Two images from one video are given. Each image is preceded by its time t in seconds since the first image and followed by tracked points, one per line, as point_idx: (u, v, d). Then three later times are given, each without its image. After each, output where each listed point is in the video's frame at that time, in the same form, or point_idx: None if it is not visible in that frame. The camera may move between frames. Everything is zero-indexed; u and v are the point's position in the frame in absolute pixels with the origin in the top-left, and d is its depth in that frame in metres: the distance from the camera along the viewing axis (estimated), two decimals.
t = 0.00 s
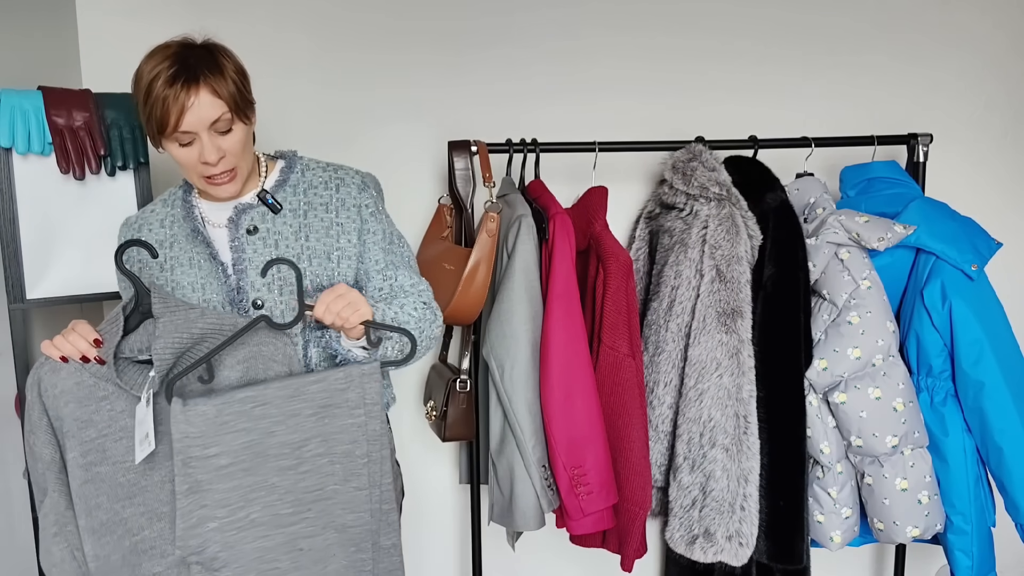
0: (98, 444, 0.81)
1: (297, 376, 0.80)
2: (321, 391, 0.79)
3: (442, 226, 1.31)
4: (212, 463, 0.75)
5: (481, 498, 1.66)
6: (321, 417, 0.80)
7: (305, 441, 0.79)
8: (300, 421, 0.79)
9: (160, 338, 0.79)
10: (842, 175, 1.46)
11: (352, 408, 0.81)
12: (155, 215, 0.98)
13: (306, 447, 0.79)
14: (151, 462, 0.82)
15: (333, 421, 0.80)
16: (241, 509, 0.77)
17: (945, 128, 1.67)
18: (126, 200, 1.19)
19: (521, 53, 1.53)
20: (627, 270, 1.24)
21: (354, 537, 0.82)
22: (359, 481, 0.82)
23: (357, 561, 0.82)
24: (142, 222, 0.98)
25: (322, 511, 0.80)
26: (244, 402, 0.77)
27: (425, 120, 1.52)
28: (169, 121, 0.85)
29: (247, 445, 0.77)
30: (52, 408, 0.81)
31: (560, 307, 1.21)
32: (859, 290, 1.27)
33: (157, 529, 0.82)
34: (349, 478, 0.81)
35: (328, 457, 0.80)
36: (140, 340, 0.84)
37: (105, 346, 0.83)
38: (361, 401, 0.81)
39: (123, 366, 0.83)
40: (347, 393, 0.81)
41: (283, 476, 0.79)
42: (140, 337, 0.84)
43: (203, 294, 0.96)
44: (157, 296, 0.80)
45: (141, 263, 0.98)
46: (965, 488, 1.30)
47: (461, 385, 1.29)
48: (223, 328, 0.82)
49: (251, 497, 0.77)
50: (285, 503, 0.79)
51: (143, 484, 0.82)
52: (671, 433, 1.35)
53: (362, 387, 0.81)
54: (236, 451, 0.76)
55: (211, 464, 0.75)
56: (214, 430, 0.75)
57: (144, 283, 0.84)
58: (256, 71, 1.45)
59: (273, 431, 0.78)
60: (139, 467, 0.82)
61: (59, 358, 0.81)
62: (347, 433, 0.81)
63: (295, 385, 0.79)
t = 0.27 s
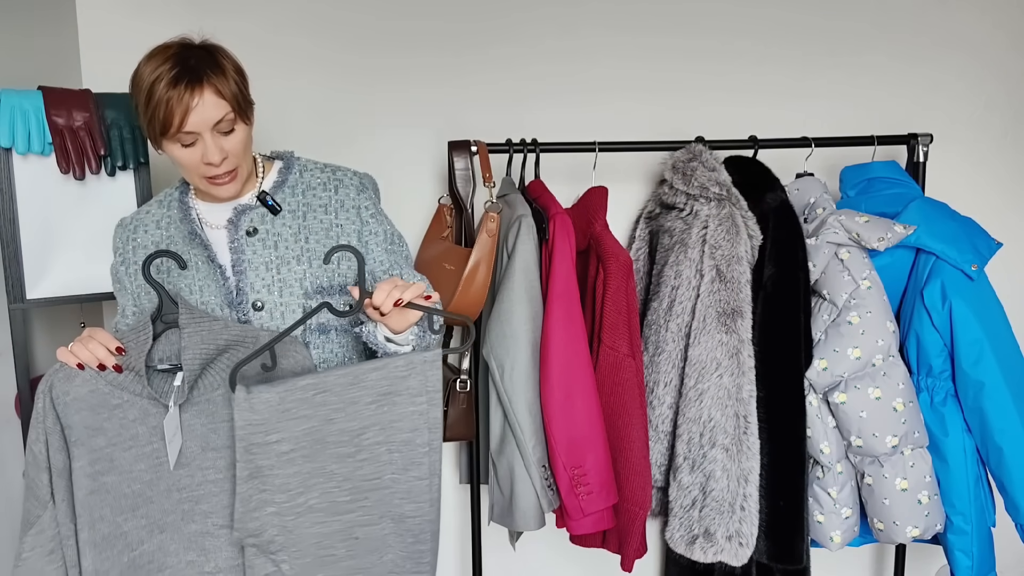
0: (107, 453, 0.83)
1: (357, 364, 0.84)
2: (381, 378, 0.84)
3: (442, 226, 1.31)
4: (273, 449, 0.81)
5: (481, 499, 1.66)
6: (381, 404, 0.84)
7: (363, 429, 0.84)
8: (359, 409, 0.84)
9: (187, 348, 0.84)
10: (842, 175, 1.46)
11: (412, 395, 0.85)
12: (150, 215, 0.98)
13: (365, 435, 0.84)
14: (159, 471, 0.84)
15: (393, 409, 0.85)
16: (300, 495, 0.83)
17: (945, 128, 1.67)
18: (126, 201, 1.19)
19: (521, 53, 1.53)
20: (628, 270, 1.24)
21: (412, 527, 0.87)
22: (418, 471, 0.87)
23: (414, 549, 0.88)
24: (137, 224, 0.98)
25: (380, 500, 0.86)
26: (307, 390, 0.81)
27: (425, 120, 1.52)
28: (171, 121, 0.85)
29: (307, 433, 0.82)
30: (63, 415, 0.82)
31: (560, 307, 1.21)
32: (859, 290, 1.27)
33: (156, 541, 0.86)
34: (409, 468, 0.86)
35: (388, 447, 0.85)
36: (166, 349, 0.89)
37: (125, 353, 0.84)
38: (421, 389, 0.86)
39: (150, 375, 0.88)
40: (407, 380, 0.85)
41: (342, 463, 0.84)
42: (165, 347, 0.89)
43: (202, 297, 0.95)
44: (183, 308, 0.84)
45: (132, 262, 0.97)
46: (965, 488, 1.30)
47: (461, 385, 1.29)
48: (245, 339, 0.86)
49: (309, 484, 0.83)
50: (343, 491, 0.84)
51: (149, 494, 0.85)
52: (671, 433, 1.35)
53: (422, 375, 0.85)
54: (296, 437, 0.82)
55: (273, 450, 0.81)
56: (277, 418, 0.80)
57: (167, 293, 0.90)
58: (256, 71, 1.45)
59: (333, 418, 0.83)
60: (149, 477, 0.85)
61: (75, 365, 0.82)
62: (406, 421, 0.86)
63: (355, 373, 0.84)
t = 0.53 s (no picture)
0: (107, 455, 0.83)
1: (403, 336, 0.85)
2: (427, 346, 0.84)
3: (442, 226, 1.31)
4: (337, 434, 0.80)
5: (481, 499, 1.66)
6: (431, 371, 0.85)
7: (419, 399, 0.84)
8: (412, 380, 0.84)
9: (193, 345, 0.84)
10: (842, 175, 1.46)
11: (458, 359, 0.86)
12: (148, 215, 0.99)
13: (422, 405, 0.85)
14: (161, 472, 0.85)
15: (443, 374, 0.86)
16: (370, 477, 0.82)
17: (945, 128, 1.67)
18: (126, 201, 1.19)
19: (521, 53, 1.53)
20: (628, 270, 1.24)
21: (479, 489, 0.87)
22: (475, 432, 0.87)
23: (485, 511, 0.88)
24: (135, 222, 0.99)
25: (445, 467, 0.86)
26: (357, 368, 0.81)
27: (425, 120, 1.52)
28: (173, 108, 0.87)
29: (364, 411, 0.82)
30: (64, 415, 0.82)
31: (561, 307, 1.21)
32: (859, 290, 1.27)
33: (154, 545, 0.85)
34: (465, 430, 0.87)
35: (445, 413, 0.86)
36: (173, 346, 0.90)
37: (131, 349, 0.84)
38: (464, 351, 0.86)
39: (156, 372, 0.89)
40: (450, 345, 0.86)
41: (403, 438, 0.84)
42: (172, 344, 0.90)
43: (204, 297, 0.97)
44: (188, 306, 0.84)
45: (131, 262, 0.98)
46: (965, 488, 1.30)
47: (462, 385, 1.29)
48: (250, 337, 0.86)
49: (376, 465, 0.83)
50: (410, 464, 0.85)
51: (148, 498, 0.85)
52: (671, 433, 1.35)
53: (463, 339, 0.86)
54: (355, 419, 0.81)
55: (336, 435, 0.80)
56: (333, 400, 0.80)
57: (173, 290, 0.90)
58: (256, 71, 1.45)
59: (388, 393, 0.83)
60: (149, 479, 0.84)
61: (78, 361, 0.82)
62: (457, 384, 0.86)
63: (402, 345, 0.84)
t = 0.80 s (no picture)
0: (104, 397, 0.82)
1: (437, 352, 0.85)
2: (461, 363, 0.85)
3: (442, 226, 1.30)
4: (373, 450, 0.81)
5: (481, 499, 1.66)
6: (465, 387, 0.85)
7: (456, 415, 0.85)
8: (448, 396, 0.84)
9: (181, 277, 0.83)
10: (842, 176, 1.46)
11: (492, 375, 0.86)
12: (158, 207, 1.03)
13: (458, 422, 0.85)
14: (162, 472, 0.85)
15: (478, 391, 0.86)
16: (411, 494, 0.83)
17: (945, 128, 1.67)
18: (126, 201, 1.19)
19: (522, 53, 1.53)
20: (628, 270, 1.24)
21: (513, 505, 0.87)
22: (509, 448, 0.87)
23: (520, 529, 0.88)
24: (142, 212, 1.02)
25: (481, 483, 0.86)
26: (393, 385, 0.82)
27: (425, 120, 1.52)
28: (154, 76, 0.96)
29: (403, 428, 0.82)
30: (53, 356, 0.80)
31: (561, 306, 1.21)
32: (859, 290, 1.27)
33: (159, 484, 0.86)
34: (499, 446, 0.87)
35: (480, 429, 0.86)
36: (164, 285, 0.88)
37: (118, 286, 0.83)
38: (497, 367, 0.86)
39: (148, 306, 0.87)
40: (484, 360, 0.86)
41: (443, 454, 0.85)
42: (161, 280, 0.88)
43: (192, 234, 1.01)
44: (174, 239, 0.83)
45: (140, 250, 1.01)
46: (965, 488, 1.30)
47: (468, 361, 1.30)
48: (240, 270, 0.85)
49: (416, 481, 0.83)
50: (450, 480, 0.85)
51: (149, 437, 0.85)
52: (671, 433, 1.35)
53: (496, 355, 0.86)
54: (393, 435, 0.82)
55: (372, 452, 0.81)
56: (369, 417, 0.81)
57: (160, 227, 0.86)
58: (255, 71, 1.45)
59: (425, 410, 0.84)
60: (148, 419, 0.85)
61: (64, 303, 0.80)
62: (491, 401, 0.86)
63: (437, 361, 0.84)
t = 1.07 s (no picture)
0: (113, 420, 0.77)
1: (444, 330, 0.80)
2: (467, 343, 0.80)
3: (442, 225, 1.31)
4: (374, 421, 0.79)
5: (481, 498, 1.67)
6: (469, 366, 0.80)
7: (458, 393, 0.79)
8: (453, 373, 0.80)
9: (186, 301, 0.76)
10: (842, 176, 1.46)
11: (497, 356, 0.80)
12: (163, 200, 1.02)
13: (461, 400, 0.80)
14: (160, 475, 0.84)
15: (482, 371, 0.80)
16: (406, 462, 0.80)
17: (944, 128, 1.67)
18: (126, 200, 1.19)
19: (522, 53, 1.53)
20: (628, 270, 1.24)
21: (515, 483, 0.80)
22: (512, 427, 0.80)
23: (521, 506, 0.80)
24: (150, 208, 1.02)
25: (480, 459, 0.80)
26: (401, 361, 0.79)
27: (425, 120, 1.52)
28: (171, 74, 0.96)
29: (405, 401, 0.79)
30: (58, 380, 0.75)
31: (561, 306, 1.21)
32: (859, 290, 1.27)
33: (173, 506, 0.80)
34: (502, 425, 0.80)
35: (482, 407, 0.80)
36: (166, 303, 0.80)
37: (122, 310, 0.77)
38: (504, 347, 0.80)
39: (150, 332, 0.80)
40: (490, 341, 0.80)
41: (443, 428, 0.80)
42: (165, 300, 0.80)
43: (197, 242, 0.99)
44: (178, 259, 0.75)
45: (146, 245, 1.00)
46: (965, 488, 1.30)
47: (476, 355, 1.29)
48: (248, 290, 0.78)
49: (414, 453, 0.80)
50: (448, 455, 0.80)
51: (161, 460, 0.79)
52: (672, 433, 1.35)
53: (503, 336, 0.80)
54: (394, 408, 0.79)
55: (373, 422, 0.79)
56: (373, 389, 0.79)
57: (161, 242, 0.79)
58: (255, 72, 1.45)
59: (429, 386, 0.80)
60: (158, 442, 0.79)
61: (67, 326, 0.76)
62: (495, 381, 0.80)
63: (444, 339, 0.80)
